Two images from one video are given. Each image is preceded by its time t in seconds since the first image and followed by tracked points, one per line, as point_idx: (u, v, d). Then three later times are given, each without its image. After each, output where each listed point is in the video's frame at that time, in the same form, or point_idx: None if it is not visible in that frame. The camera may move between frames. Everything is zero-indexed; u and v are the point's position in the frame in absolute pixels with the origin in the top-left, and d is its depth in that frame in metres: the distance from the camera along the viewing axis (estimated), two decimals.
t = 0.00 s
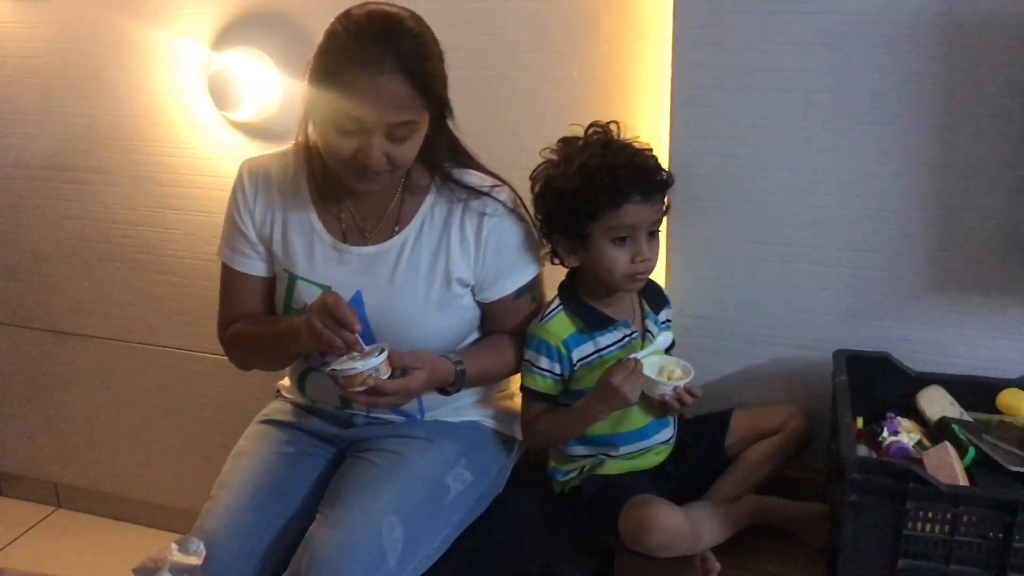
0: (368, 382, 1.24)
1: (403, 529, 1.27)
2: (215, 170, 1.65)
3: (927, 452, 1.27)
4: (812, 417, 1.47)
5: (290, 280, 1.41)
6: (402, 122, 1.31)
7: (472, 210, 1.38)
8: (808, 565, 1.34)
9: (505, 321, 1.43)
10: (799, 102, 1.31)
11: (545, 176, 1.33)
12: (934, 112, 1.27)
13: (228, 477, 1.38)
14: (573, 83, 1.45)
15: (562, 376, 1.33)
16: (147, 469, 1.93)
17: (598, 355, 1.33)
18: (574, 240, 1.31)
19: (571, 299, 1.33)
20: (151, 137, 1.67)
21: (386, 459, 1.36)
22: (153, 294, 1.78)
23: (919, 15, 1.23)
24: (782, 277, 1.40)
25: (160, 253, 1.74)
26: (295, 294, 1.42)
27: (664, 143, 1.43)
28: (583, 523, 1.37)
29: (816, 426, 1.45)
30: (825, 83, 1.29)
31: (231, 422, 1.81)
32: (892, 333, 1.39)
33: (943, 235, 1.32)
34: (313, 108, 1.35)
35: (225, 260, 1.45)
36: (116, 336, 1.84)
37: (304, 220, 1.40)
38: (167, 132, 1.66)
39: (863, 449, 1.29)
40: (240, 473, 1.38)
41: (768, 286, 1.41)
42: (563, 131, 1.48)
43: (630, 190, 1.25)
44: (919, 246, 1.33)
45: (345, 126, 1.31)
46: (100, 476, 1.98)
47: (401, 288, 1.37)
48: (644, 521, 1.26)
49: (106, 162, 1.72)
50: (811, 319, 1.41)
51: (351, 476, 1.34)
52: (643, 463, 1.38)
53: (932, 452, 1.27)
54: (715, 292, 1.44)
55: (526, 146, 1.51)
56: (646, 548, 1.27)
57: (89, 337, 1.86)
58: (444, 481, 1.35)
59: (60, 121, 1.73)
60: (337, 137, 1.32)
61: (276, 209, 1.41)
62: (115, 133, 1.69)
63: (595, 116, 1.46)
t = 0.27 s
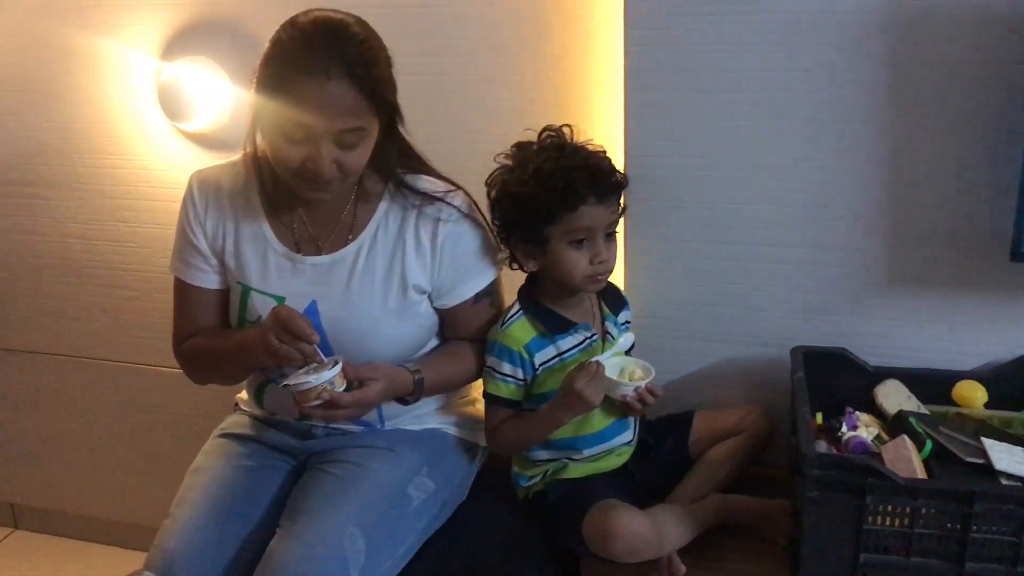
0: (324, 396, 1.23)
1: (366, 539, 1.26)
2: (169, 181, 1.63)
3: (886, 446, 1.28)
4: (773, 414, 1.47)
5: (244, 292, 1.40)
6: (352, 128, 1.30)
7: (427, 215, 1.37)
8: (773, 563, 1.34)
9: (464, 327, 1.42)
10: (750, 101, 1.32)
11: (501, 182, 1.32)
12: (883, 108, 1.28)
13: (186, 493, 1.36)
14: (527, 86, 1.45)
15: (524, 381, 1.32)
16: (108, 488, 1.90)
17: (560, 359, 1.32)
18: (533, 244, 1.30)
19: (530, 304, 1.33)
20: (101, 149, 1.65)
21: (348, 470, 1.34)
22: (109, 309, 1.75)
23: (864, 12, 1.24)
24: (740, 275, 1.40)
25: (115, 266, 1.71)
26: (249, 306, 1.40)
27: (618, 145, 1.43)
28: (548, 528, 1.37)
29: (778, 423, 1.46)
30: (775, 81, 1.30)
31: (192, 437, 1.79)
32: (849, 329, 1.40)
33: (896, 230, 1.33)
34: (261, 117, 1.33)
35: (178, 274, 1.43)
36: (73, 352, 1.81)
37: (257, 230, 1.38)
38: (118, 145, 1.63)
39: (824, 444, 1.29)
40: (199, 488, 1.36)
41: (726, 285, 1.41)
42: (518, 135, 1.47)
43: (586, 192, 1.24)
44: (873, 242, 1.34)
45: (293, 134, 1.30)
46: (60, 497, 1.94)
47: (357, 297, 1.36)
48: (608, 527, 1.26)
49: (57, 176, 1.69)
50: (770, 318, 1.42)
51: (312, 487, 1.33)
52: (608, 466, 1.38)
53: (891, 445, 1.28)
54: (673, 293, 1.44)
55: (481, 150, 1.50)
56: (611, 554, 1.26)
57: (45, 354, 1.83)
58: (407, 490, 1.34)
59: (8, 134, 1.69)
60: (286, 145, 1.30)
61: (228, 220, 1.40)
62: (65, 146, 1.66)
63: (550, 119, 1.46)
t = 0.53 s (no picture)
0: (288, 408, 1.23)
1: (333, 547, 1.24)
2: (127, 189, 1.61)
3: (852, 438, 1.28)
4: (741, 410, 1.47)
5: (203, 299, 1.38)
6: (308, 130, 1.29)
7: (387, 218, 1.36)
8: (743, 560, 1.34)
9: (429, 330, 1.41)
10: (709, 96, 1.31)
11: (461, 184, 1.31)
12: (841, 101, 1.28)
13: (149, 505, 1.34)
14: (486, 86, 1.44)
15: (487, 384, 1.31)
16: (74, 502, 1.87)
17: (522, 361, 1.31)
18: (494, 247, 1.29)
19: (491, 306, 1.32)
20: (57, 158, 1.62)
21: (313, 477, 1.33)
22: (70, 321, 1.72)
23: (819, 6, 1.24)
24: (704, 271, 1.40)
25: (75, 277, 1.69)
26: (208, 314, 1.38)
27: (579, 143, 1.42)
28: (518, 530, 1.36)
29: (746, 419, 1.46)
30: (733, 76, 1.30)
31: (159, 448, 1.76)
32: (813, 323, 1.40)
33: (857, 223, 1.33)
34: (216, 121, 1.31)
35: (136, 283, 1.41)
36: (35, 366, 1.78)
37: (214, 237, 1.36)
38: (74, 154, 1.61)
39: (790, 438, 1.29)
40: (162, 500, 1.33)
41: (690, 282, 1.41)
42: (479, 136, 1.46)
43: (547, 195, 1.23)
44: (835, 235, 1.34)
45: (249, 137, 1.28)
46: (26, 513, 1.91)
47: (318, 302, 1.35)
48: (576, 526, 1.24)
49: (12, 186, 1.66)
50: (734, 313, 1.41)
51: (277, 496, 1.31)
52: (576, 464, 1.36)
53: (857, 437, 1.28)
54: (638, 292, 1.43)
55: (443, 151, 1.49)
56: (579, 554, 1.25)
57: (6, 368, 1.80)
58: (374, 496, 1.33)
59: None
60: (243, 149, 1.29)
61: (185, 228, 1.38)
62: (19, 156, 1.64)
63: (511, 118, 1.45)
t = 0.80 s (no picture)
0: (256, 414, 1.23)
1: (303, 553, 1.23)
2: (90, 195, 1.59)
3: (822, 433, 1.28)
4: (713, 407, 1.47)
5: (169, 304, 1.36)
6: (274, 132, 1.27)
7: (353, 219, 1.35)
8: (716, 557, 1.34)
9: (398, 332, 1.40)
10: (675, 94, 1.31)
11: (425, 189, 1.30)
12: (806, 98, 1.28)
13: (116, 515, 1.32)
14: (452, 86, 1.43)
15: (453, 388, 1.31)
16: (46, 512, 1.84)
17: (488, 365, 1.31)
18: (459, 251, 1.28)
19: (458, 309, 1.31)
20: (19, 163, 1.60)
21: (282, 482, 1.31)
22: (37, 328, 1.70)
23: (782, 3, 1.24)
24: (672, 269, 1.40)
25: (40, 283, 1.66)
26: (173, 320, 1.37)
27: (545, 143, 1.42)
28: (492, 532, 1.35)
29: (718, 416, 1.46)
30: (698, 74, 1.30)
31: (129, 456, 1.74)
32: (782, 319, 1.40)
33: (824, 219, 1.33)
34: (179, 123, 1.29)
35: (100, 289, 1.40)
36: (9, 374, 1.78)
37: (179, 241, 1.35)
38: (37, 160, 1.59)
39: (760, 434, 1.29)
40: (129, 510, 1.31)
41: (657, 280, 1.41)
42: (446, 136, 1.45)
43: (509, 199, 1.23)
44: (802, 231, 1.35)
45: (214, 139, 1.26)
46: None
47: (285, 305, 1.33)
48: (549, 525, 1.24)
49: None
50: (704, 310, 1.41)
51: (246, 502, 1.30)
52: (546, 463, 1.36)
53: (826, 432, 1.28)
54: (605, 291, 1.43)
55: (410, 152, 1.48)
56: (553, 552, 1.24)
57: None
58: (344, 500, 1.32)
59: None
60: (208, 151, 1.27)
61: (149, 232, 1.36)
62: None
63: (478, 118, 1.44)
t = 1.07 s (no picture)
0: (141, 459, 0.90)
1: None
2: None
3: (892, 476, 0.96)
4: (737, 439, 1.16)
5: (24, 312, 1.01)
6: (161, 80, 0.90)
7: (270, 199, 1.01)
8: None
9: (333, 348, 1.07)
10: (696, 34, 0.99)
11: (366, 173, 0.97)
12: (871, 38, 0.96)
13: None
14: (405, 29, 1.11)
15: (409, 427, 0.98)
16: None
17: (456, 400, 0.98)
18: (419, 254, 0.96)
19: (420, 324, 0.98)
20: None
21: (175, 551, 0.98)
22: None
23: None
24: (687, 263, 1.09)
25: None
26: (30, 332, 1.02)
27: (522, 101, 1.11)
28: None
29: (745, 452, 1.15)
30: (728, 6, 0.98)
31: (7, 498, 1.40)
32: (829, 328, 1.09)
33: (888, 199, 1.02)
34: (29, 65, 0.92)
35: None
36: None
37: (38, 227, 1.01)
38: None
39: (812, 480, 0.97)
40: None
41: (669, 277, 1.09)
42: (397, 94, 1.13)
43: (480, 183, 0.92)
44: (859, 215, 1.03)
45: (76, 88, 0.89)
46: None
47: (178, 313, 0.99)
48: None
49: None
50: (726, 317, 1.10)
51: None
52: (523, 516, 1.03)
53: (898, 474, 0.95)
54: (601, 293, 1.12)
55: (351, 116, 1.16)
56: None
57: None
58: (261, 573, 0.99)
59: None
60: (69, 105, 0.90)
61: None
62: None
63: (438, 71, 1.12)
